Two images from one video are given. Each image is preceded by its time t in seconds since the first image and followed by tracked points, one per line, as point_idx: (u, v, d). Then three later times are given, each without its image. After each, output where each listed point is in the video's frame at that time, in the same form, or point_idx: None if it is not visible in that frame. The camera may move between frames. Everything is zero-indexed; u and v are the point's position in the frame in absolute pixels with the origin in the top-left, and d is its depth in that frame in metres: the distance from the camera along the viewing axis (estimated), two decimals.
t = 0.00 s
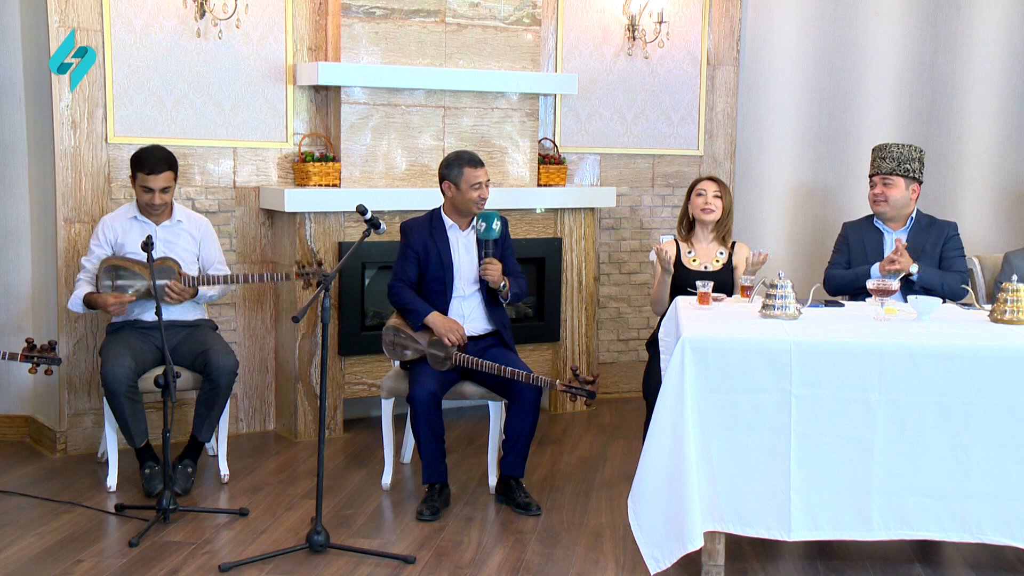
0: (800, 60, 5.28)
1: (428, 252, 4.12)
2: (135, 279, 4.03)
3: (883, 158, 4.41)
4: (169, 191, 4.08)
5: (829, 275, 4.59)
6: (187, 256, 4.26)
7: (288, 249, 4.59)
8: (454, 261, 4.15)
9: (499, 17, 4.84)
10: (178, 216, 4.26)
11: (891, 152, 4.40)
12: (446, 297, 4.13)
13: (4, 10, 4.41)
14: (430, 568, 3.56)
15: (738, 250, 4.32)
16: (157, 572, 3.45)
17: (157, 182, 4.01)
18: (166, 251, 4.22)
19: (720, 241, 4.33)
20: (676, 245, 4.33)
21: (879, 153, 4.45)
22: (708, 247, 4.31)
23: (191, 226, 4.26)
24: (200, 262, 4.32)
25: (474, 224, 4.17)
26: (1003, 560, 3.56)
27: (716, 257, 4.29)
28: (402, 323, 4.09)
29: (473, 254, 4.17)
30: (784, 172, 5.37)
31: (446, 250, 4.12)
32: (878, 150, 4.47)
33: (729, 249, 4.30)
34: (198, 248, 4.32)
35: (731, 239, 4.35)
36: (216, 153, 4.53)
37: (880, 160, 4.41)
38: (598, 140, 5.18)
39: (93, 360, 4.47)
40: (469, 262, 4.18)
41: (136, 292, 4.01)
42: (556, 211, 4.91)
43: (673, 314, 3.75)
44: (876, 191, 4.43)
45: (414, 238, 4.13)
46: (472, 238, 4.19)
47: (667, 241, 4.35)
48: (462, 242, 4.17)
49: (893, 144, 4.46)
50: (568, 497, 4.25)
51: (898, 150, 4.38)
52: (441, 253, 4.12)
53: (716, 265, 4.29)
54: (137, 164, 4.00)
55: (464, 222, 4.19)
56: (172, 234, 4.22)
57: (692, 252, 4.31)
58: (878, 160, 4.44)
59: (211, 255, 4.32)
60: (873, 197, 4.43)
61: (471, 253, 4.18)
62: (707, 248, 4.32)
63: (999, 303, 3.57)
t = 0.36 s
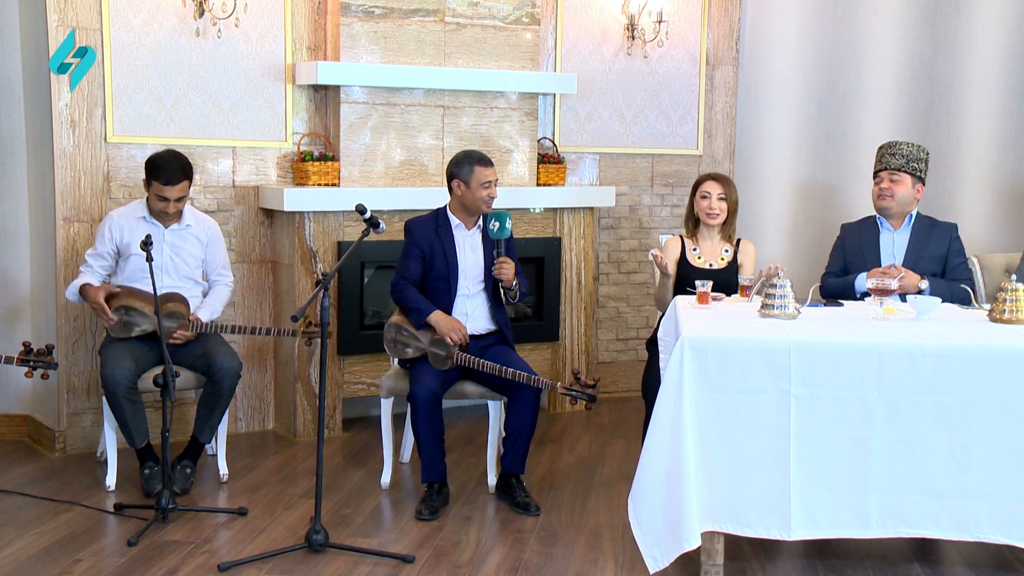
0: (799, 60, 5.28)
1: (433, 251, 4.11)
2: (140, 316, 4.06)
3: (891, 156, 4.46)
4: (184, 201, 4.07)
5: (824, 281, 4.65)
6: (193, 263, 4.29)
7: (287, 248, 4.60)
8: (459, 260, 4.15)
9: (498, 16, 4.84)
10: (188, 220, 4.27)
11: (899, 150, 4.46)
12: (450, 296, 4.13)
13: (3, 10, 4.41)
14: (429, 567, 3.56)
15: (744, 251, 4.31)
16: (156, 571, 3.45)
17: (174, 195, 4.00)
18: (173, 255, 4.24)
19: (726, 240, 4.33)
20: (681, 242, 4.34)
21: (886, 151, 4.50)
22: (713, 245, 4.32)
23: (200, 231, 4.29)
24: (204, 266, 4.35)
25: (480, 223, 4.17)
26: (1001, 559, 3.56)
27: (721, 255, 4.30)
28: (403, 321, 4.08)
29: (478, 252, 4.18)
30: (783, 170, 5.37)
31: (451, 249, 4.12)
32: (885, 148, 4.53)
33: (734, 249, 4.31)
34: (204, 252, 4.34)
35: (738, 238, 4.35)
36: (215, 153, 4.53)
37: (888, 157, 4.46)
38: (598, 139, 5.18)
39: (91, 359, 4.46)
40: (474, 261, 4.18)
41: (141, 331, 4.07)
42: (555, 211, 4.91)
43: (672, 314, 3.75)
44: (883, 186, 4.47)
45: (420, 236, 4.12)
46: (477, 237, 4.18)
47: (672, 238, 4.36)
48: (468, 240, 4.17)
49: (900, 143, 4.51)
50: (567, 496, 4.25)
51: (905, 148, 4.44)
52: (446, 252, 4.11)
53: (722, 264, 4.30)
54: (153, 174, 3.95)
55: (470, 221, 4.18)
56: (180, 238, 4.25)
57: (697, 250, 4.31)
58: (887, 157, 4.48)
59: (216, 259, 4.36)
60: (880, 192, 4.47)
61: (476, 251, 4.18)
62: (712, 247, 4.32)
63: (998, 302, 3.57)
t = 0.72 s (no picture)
0: (791, 59, 5.26)
1: (434, 251, 4.10)
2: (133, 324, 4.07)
3: (897, 159, 4.48)
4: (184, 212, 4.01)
5: (815, 278, 4.63)
6: (187, 268, 4.27)
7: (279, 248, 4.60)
8: (460, 261, 4.14)
9: (490, 16, 4.83)
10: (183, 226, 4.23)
11: (904, 153, 4.48)
12: (448, 296, 4.12)
13: None
14: (420, 567, 3.56)
15: (741, 253, 4.31)
16: (147, 572, 3.44)
17: (173, 208, 3.94)
18: (167, 260, 4.21)
19: (723, 242, 4.33)
20: (678, 240, 4.35)
21: (891, 152, 4.50)
22: (710, 247, 4.32)
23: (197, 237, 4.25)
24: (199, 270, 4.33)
25: (482, 224, 4.16)
26: (992, 559, 3.57)
27: (717, 257, 4.30)
28: (399, 320, 4.09)
29: (479, 254, 4.17)
30: (776, 170, 5.34)
31: (453, 250, 4.11)
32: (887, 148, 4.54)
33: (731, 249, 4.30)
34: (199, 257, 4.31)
35: (734, 239, 4.35)
36: (207, 153, 4.52)
37: (895, 160, 4.47)
38: (590, 139, 5.17)
39: (82, 360, 4.45)
40: (474, 262, 4.17)
41: (131, 339, 4.08)
42: (548, 211, 4.91)
43: (663, 313, 3.77)
44: (888, 190, 4.48)
45: (421, 236, 4.11)
46: (479, 238, 4.18)
47: (669, 236, 4.36)
48: (469, 241, 4.16)
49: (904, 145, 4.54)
50: (559, 496, 4.25)
51: (913, 153, 4.48)
52: (447, 252, 4.10)
53: (718, 266, 4.31)
54: (155, 185, 3.88)
55: (472, 221, 4.18)
56: (176, 244, 4.22)
57: (693, 251, 4.32)
58: (891, 162, 4.48)
59: (211, 264, 4.34)
60: (883, 194, 4.48)
61: (477, 252, 4.17)
62: (709, 248, 4.32)
63: (988, 302, 3.58)
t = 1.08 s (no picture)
0: (779, 53, 5.14)
1: (430, 252, 3.97)
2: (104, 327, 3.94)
3: (896, 159, 4.35)
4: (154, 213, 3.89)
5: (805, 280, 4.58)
6: (162, 269, 4.13)
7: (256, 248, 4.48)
8: (456, 264, 4.01)
9: (473, 10, 4.71)
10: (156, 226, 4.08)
11: (903, 153, 4.35)
12: (440, 299, 3.99)
13: None
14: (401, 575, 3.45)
15: (731, 251, 4.21)
16: None
17: (141, 209, 3.82)
18: (141, 262, 4.07)
19: (711, 241, 4.22)
20: (666, 240, 4.25)
21: (889, 152, 4.37)
22: (697, 247, 4.22)
23: (171, 237, 4.11)
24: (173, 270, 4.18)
25: (483, 227, 4.03)
26: (986, 565, 3.48)
27: (705, 257, 4.21)
28: (385, 319, 3.97)
29: (475, 258, 4.04)
30: (764, 168, 5.21)
31: (450, 252, 3.98)
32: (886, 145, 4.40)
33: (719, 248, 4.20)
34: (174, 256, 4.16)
35: (723, 236, 4.23)
36: (181, 149, 4.39)
37: (894, 161, 4.35)
38: (575, 136, 5.03)
39: (51, 363, 4.32)
40: (470, 267, 4.04)
41: (103, 342, 3.96)
42: (532, 209, 4.79)
43: (650, 313, 3.68)
44: (885, 190, 4.40)
45: (417, 235, 3.97)
46: (478, 242, 4.04)
47: (657, 235, 4.25)
48: (468, 244, 4.03)
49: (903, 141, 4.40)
50: (543, 501, 4.15)
51: (912, 153, 4.36)
52: (443, 255, 3.97)
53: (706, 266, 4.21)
54: (123, 185, 3.75)
55: (471, 224, 4.04)
56: (150, 245, 4.08)
57: (681, 252, 4.22)
58: (889, 163, 4.36)
59: (186, 264, 4.19)
60: (879, 196, 4.40)
61: (474, 256, 4.04)
62: (697, 248, 4.23)
63: (980, 302, 3.49)
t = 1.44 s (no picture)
0: (773, 43, 4.94)
1: (425, 255, 3.76)
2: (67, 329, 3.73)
3: (894, 155, 4.22)
4: (93, 200, 3.62)
5: (799, 280, 4.41)
6: (126, 267, 3.93)
7: (228, 247, 4.30)
8: (452, 268, 3.78)
9: None
10: (118, 222, 3.88)
11: (902, 150, 4.21)
12: (430, 303, 3.78)
13: None
14: None
15: (716, 247, 4.08)
16: None
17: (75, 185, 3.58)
18: (103, 259, 3.88)
19: (698, 238, 4.07)
20: (650, 238, 4.08)
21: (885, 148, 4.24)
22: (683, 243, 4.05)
23: (134, 234, 3.91)
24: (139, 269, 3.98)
25: (485, 231, 3.80)
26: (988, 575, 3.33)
27: (691, 254, 4.06)
28: (373, 320, 3.74)
29: (474, 263, 3.81)
30: (758, 162, 5.01)
31: (446, 256, 3.75)
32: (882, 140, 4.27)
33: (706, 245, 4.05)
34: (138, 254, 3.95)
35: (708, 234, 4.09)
36: (149, 143, 4.21)
37: (891, 157, 4.22)
38: (561, 129, 4.85)
39: (11, 367, 4.15)
40: (467, 271, 3.81)
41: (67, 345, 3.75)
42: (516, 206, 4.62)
43: (638, 314, 3.53)
44: (881, 188, 4.26)
45: (414, 235, 3.75)
46: (478, 246, 3.81)
47: (641, 233, 4.09)
48: (467, 248, 3.80)
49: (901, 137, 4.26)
50: (528, 509, 3.98)
51: (911, 150, 4.22)
52: (439, 258, 3.75)
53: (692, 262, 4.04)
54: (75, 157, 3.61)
55: (473, 227, 3.80)
56: (111, 242, 3.88)
57: (666, 249, 4.05)
58: (885, 159, 4.23)
59: (152, 262, 3.98)
60: (876, 193, 4.26)
61: (473, 262, 3.80)
62: (682, 245, 4.07)
63: (980, 301, 3.34)
